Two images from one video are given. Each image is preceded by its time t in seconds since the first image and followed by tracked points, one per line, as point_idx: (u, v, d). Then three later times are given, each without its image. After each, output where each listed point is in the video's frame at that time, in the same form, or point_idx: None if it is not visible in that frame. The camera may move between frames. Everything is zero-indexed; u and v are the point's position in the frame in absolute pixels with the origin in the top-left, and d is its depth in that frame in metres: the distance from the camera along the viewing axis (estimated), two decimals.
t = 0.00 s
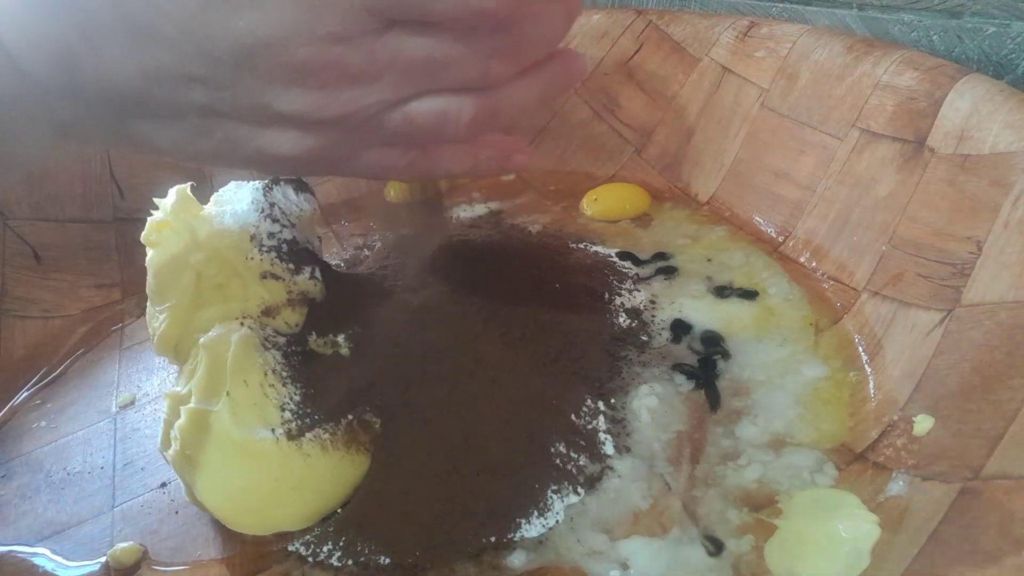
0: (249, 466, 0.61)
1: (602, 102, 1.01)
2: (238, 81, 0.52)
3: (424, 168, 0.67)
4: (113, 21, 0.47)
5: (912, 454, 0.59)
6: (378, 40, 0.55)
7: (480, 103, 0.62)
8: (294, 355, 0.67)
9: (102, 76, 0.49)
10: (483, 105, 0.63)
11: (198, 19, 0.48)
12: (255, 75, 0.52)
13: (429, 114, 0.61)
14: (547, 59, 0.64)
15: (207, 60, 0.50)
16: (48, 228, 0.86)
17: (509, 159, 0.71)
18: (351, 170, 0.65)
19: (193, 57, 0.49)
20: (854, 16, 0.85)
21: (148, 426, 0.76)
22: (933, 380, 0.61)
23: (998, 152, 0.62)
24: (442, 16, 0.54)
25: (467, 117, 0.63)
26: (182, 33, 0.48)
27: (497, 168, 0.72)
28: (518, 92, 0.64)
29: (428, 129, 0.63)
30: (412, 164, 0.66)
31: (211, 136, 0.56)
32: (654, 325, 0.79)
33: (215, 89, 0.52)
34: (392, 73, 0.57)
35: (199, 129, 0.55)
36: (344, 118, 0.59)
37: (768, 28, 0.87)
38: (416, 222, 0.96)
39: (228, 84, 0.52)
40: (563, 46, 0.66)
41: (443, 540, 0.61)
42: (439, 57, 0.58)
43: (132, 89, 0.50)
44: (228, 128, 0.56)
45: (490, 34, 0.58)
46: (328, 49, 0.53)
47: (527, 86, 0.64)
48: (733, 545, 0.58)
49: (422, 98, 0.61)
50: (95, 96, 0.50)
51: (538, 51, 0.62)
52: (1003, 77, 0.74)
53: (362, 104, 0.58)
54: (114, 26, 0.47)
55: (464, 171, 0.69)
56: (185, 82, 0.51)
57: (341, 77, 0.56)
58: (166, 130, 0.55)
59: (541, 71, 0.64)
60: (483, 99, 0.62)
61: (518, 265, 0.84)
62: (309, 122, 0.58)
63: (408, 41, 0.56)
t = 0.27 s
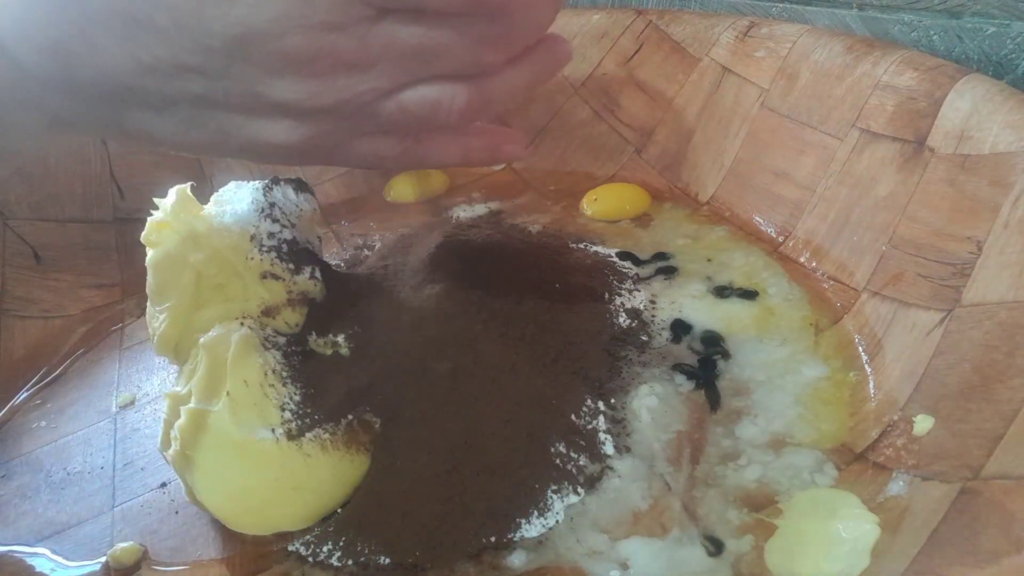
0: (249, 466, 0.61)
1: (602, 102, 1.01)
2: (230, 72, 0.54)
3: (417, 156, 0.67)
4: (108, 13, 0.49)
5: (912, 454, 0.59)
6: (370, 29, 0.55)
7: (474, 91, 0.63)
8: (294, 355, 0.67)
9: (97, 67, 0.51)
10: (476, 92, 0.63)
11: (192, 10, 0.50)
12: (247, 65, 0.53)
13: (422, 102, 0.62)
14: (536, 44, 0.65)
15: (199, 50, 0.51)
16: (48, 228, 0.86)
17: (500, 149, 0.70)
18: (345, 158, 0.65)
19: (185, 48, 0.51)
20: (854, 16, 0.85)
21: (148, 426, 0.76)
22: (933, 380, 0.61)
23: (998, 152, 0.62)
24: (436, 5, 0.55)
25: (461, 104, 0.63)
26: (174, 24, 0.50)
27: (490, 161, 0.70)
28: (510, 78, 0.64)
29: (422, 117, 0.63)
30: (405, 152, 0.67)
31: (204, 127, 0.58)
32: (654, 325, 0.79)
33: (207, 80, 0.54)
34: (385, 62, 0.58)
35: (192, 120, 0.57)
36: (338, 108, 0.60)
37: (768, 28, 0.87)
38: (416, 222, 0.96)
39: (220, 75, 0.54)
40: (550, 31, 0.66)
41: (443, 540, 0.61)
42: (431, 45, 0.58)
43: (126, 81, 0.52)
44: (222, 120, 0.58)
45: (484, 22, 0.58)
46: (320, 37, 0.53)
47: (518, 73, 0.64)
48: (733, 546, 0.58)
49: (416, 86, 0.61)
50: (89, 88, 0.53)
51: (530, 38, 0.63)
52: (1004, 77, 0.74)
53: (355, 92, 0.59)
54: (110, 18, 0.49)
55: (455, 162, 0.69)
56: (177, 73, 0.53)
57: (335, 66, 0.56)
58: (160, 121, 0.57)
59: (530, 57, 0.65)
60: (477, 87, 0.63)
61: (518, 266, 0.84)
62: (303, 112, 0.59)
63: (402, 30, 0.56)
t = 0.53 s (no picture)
0: (249, 466, 0.61)
1: (602, 102, 1.01)
2: (229, 74, 0.55)
3: (414, 160, 0.67)
4: (104, 17, 0.50)
5: (912, 453, 0.59)
6: (365, 35, 0.56)
7: (471, 94, 0.62)
8: (294, 355, 0.67)
9: (94, 70, 0.52)
10: (473, 96, 0.62)
11: (189, 15, 0.51)
12: (246, 67, 0.55)
13: (419, 106, 0.62)
14: (531, 48, 0.64)
15: (198, 54, 0.52)
16: (48, 228, 0.86)
17: (498, 152, 0.68)
18: (342, 161, 0.65)
19: (183, 51, 0.52)
20: (854, 16, 0.85)
21: (148, 425, 0.76)
22: (933, 380, 0.61)
23: (998, 152, 0.62)
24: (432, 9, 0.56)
25: (457, 109, 0.62)
26: (173, 27, 0.51)
27: (488, 164, 0.69)
28: (506, 82, 0.64)
29: (419, 120, 0.62)
30: (402, 156, 0.66)
31: (201, 130, 0.58)
32: (654, 325, 0.79)
33: (204, 82, 0.55)
34: (381, 66, 0.59)
35: (189, 122, 0.58)
36: (336, 111, 0.60)
37: (768, 28, 0.87)
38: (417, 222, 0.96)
39: (217, 77, 0.55)
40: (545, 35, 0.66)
41: (443, 540, 0.61)
42: (428, 49, 0.58)
43: (123, 83, 0.53)
44: (219, 123, 0.58)
45: (478, 24, 0.59)
46: (318, 42, 0.55)
47: (514, 76, 0.64)
48: (733, 546, 0.58)
49: (413, 89, 0.61)
50: (87, 91, 0.53)
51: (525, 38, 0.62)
52: (1004, 77, 0.74)
53: (353, 95, 0.60)
54: (106, 21, 0.50)
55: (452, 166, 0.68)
56: (175, 75, 0.53)
57: (332, 69, 0.57)
58: (157, 123, 0.57)
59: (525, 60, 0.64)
60: (474, 89, 0.62)
61: (518, 265, 0.84)
62: (300, 115, 0.59)
63: (399, 35, 0.58)
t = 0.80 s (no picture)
0: (249, 466, 0.61)
1: (602, 102, 1.01)
2: (226, 70, 0.60)
3: (413, 157, 0.76)
4: (103, 19, 0.54)
5: (912, 454, 0.59)
6: (363, 32, 0.63)
7: (468, 91, 0.70)
8: (293, 355, 0.67)
9: (92, 70, 0.56)
10: (469, 93, 0.71)
11: (189, 15, 0.56)
12: (244, 66, 0.61)
13: (417, 104, 0.70)
14: (529, 45, 0.71)
15: (194, 52, 0.58)
16: (48, 228, 0.86)
17: (493, 149, 0.78)
18: (340, 157, 0.74)
19: (181, 50, 0.57)
20: (854, 16, 0.85)
21: (148, 426, 0.76)
22: (933, 380, 0.61)
23: (998, 151, 0.62)
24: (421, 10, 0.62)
25: (455, 105, 0.71)
26: (171, 27, 0.56)
27: (485, 160, 0.79)
28: (502, 80, 0.72)
29: (417, 117, 0.71)
30: (400, 154, 0.76)
31: (201, 129, 0.65)
32: (654, 325, 0.79)
33: (202, 82, 0.61)
34: (377, 65, 0.66)
35: (187, 122, 0.64)
36: (334, 109, 0.68)
37: (768, 28, 0.87)
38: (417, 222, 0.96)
39: (215, 78, 0.61)
40: (544, 33, 0.73)
41: (443, 540, 0.61)
42: (424, 46, 0.65)
43: (120, 83, 0.58)
44: (217, 121, 0.65)
45: (478, 23, 0.66)
46: (316, 38, 0.61)
47: (511, 74, 0.72)
48: (733, 546, 0.58)
49: (412, 88, 0.69)
50: (83, 88, 0.57)
51: (522, 39, 0.70)
52: (1004, 77, 0.74)
53: (350, 94, 0.67)
54: (105, 24, 0.54)
55: (452, 162, 0.78)
56: (174, 75, 0.59)
57: (329, 67, 0.64)
58: (157, 125, 0.63)
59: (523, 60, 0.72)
60: (471, 88, 0.70)
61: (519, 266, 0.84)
62: (298, 112, 0.67)
63: (396, 32, 0.64)
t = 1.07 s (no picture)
0: (249, 466, 0.61)
1: (602, 102, 1.01)
2: (224, 81, 0.54)
3: (409, 165, 0.69)
4: (100, 23, 0.50)
5: (912, 454, 0.59)
6: (362, 41, 0.56)
7: (465, 100, 0.64)
8: (293, 355, 0.67)
9: (89, 79, 0.51)
10: (468, 102, 0.64)
11: (187, 23, 0.50)
12: (242, 74, 0.54)
13: (414, 112, 0.63)
14: (524, 52, 0.66)
15: (191, 61, 0.52)
16: (48, 228, 0.86)
17: (491, 156, 0.71)
18: (336, 165, 0.66)
19: (180, 59, 0.52)
20: (854, 16, 0.85)
21: (148, 426, 0.76)
22: (933, 380, 0.61)
23: (998, 152, 0.62)
24: (428, 13, 0.55)
25: (453, 113, 0.64)
26: (167, 35, 0.51)
27: (481, 167, 0.72)
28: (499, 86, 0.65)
29: (414, 126, 0.64)
30: (397, 161, 0.68)
31: (199, 136, 0.59)
32: (654, 325, 0.79)
33: (200, 90, 0.55)
34: (377, 73, 0.58)
35: (186, 129, 0.58)
36: (332, 118, 0.61)
37: (768, 28, 0.87)
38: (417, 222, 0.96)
39: (213, 85, 0.54)
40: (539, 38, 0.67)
41: (443, 540, 0.61)
42: (424, 57, 0.58)
43: (120, 91, 0.53)
44: (216, 129, 0.59)
45: (474, 35, 0.60)
46: (316, 49, 0.54)
47: (509, 80, 0.65)
48: (733, 546, 0.58)
49: (408, 96, 0.62)
50: (85, 99, 0.53)
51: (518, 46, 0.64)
52: (1004, 77, 0.74)
53: (348, 102, 0.60)
54: (101, 30, 0.50)
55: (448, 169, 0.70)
56: (171, 82, 0.53)
57: (329, 76, 0.57)
58: (155, 130, 0.58)
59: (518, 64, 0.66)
60: (469, 96, 0.64)
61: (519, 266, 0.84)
62: (297, 120, 0.60)
63: (395, 42, 0.57)
